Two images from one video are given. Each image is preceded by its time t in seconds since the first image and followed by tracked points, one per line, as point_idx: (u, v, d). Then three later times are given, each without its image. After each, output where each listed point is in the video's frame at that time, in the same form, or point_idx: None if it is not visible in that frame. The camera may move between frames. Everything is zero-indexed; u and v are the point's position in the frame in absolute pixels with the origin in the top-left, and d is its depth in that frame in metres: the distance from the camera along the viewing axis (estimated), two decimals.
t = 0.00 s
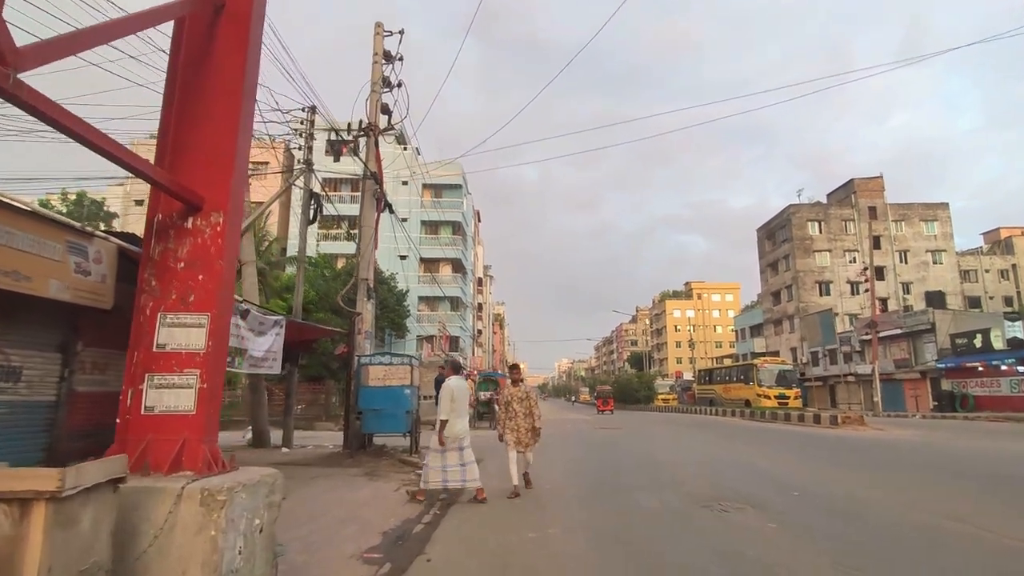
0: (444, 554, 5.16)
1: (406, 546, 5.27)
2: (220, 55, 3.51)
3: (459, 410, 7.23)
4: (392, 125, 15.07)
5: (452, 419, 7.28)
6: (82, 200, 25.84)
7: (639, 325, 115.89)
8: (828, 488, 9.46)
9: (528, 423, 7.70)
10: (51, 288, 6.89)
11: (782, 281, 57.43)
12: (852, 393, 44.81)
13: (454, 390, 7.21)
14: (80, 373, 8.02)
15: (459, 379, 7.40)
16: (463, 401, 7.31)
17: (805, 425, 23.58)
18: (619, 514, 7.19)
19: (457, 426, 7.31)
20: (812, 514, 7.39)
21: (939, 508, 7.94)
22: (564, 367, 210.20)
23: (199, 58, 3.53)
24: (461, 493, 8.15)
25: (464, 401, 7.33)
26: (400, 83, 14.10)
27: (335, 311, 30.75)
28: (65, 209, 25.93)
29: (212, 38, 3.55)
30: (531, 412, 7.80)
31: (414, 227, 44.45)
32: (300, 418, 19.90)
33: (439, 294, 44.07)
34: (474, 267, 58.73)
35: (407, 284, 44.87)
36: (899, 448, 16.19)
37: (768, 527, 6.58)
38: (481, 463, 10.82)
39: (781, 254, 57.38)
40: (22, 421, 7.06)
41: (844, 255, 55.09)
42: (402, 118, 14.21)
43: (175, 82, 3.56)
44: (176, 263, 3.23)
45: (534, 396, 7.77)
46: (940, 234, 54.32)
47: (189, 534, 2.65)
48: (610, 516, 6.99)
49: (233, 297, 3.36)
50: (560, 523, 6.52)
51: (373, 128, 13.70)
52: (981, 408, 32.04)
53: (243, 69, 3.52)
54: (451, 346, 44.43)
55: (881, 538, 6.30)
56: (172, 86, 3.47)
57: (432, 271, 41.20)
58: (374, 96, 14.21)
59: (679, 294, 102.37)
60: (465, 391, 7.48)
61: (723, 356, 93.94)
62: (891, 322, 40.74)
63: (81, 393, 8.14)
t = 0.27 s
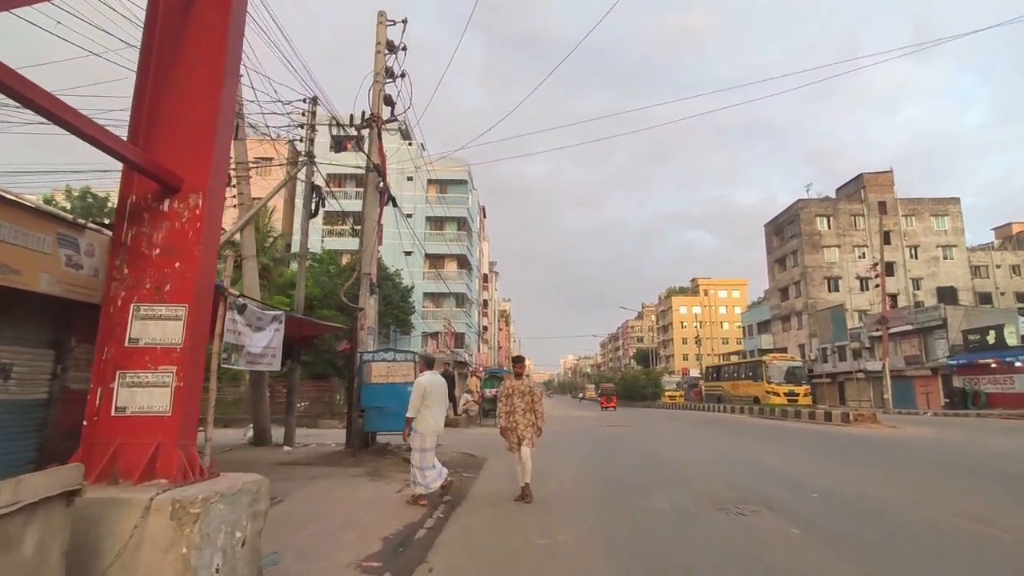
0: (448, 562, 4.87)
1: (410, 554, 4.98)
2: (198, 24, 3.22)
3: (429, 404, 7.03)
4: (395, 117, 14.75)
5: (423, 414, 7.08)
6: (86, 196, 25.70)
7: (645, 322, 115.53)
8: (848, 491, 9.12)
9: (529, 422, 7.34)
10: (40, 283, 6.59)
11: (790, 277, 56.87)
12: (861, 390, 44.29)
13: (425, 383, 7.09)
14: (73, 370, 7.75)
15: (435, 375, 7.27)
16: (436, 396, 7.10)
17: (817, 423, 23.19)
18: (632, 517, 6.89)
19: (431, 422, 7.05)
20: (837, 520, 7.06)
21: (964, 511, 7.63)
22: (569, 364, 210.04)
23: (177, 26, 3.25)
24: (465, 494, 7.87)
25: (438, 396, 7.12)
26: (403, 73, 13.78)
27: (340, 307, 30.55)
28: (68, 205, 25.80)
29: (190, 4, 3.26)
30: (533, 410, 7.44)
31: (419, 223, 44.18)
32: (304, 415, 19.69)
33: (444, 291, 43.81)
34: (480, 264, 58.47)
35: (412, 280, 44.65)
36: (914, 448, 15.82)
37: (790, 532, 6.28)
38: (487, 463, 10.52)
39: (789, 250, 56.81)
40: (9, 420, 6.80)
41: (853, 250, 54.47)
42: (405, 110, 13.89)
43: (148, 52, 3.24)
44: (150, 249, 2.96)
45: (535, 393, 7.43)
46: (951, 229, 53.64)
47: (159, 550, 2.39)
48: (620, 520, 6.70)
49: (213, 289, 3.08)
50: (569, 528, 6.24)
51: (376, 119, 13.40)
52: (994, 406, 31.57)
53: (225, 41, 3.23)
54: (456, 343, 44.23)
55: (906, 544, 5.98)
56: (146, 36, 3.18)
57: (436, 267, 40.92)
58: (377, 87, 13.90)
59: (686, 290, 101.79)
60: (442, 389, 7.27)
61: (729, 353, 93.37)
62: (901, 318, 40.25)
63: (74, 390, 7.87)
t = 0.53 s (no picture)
0: (448, 568, 4.63)
1: (409, 561, 4.73)
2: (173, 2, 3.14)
3: (408, 402, 6.84)
4: (395, 109, 14.47)
5: (402, 413, 6.90)
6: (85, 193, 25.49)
7: (648, 319, 115.18)
8: (862, 490, 8.84)
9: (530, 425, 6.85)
10: (26, 277, 6.37)
11: (795, 274, 56.48)
12: (867, 387, 43.93)
13: (403, 381, 6.91)
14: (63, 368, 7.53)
15: (414, 373, 7.07)
16: (415, 394, 6.92)
17: (824, 421, 22.87)
18: (641, 518, 6.63)
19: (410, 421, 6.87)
20: (853, 520, 6.80)
21: (985, 511, 7.34)
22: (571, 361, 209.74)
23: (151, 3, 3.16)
24: (469, 495, 7.63)
25: (417, 394, 6.93)
26: (404, 63, 13.49)
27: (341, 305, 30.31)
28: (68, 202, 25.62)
29: None
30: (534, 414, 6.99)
31: (421, 219, 43.89)
32: (305, 413, 19.46)
33: (446, 287, 43.54)
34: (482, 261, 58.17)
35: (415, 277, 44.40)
36: (924, 445, 15.53)
37: (806, 534, 6.01)
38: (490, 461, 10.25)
39: (794, 246, 56.38)
40: None
41: (859, 246, 54.03)
42: (406, 101, 13.60)
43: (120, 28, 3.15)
44: (121, 234, 2.88)
45: (538, 395, 7.01)
46: (957, 224, 53.17)
47: (125, 569, 2.43)
48: (630, 522, 6.45)
49: (188, 277, 3.04)
50: (577, 532, 5.98)
51: (376, 111, 13.12)
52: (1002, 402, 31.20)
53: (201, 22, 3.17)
54: (459, 340, 43.98)
55: (931, 546, 5.72)
56: (116, 7, 3.08)
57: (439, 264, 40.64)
58: (378, 79, 13.63)
59: (689, 287, 101.36)
60: (421, 387, 7.09)
61: (733, 350, 92.96)
62: (907, 314, 39.88)
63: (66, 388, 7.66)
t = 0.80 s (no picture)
0: None
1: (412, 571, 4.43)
2: None
3: (387, 397, 6.89)
4: (394, 101, 14.15)
5: (382, 406, 6.99)
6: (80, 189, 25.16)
7: (648, 317, 114.93)
8: (878, 493, 8.56)
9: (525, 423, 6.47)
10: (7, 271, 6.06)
11: (796, 271, 56.19)
12: (869, 385, 43.65)
13: (383, 373, 6.96)
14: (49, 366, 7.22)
15: (395, 366, 7.13)
16: (395, 389, 6.97)
17: (829, 419, 22.59)
18: (654, 524, 6.35)
19: (389, 415, 6.99)
20: (876, 526, 6.52)
21: (1010, 516, 7.06)
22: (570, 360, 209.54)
23: None
24: (471, 497, 7.34)
25: (397, 388, 6.97)
26: (403, 54, 13.18)
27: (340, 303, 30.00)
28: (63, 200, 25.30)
29: None
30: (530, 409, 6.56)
31: (420, 216, 43.54)
32: (303, 412, 19.16)
33: (446, 285, 43.22)
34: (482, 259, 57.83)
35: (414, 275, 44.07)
36: (934, 444, 15.25)
37: (832, 543, 5.72)
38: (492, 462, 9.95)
39: (795, 244, 56.07)
40: None
41: (860, 244, 53.73)
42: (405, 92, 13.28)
43: None
44: (83, 209, 2.74)
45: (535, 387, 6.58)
46: (959, 222, 52.90)
47: None
48: (641, 530, 6.16)
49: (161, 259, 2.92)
50: (587, 539, 5.68)
51: (374, 102, 12.81)
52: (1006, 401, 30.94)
53: None
54: (458, 338, 43.69)
55: (961, 557, 5.46)
56: None
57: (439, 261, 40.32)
58: (376, 69, 13.31)
59: (689, 286, 101.06)
60: (402, 381, 7.15)
61: (733, 348, 92.67)
62: (910, 312, 39.60)
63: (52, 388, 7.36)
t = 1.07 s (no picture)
0: None
1: None
2: None
3: (365, 399, 6.66)
4: (389, 93, 13.82)
5: (360, 410, 6.73)
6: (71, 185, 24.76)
7: (645, 315, 114.80)
8: (889, 494, 8.28)
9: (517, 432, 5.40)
10: None
11: (793, 269, 56.05)
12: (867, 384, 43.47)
13: (361, 377, 6.64)
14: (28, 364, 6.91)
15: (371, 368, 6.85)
16: (374, 392, 6.72)
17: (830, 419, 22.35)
18: (662, 531, 6.08)
19: (367, 419, 6.76)
20: (892, 530, 6.24)
21: None
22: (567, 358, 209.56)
23: None
24: (469, 502, 7.02)
25: (373, 390, 6.73)
26: (398, 44, 12.84)
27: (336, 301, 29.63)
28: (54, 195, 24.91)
29: None
30: (522, 418, 5.48)
31: (416, 214, 43.16)
32: (297, 411, 18.83)
33: (442, 283, 42.89)
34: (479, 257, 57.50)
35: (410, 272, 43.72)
36: (938, 444, 15.01)
37: (850, 550, 5.42)
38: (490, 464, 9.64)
39: (792, 242, 55.90)
40: None
41: (858, 242, 53.59)
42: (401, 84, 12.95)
43: None
44: (29, 188, 2.56)
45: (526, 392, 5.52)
46: (957, 220, 52.79)
47: None
48: (650, 540, 5.83)
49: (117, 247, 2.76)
50: (593, 550, 5.38)
51: (369, 93, 12.48)
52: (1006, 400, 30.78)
53: None
54: (455, 337, 43.38)
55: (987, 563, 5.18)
56: None
57: (435, 258, 39.94)
58: (371, 60, 12.97)
59: (686, 284, 100.92)
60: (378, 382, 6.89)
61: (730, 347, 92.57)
62: (909, 311, 39.43)
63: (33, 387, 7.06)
